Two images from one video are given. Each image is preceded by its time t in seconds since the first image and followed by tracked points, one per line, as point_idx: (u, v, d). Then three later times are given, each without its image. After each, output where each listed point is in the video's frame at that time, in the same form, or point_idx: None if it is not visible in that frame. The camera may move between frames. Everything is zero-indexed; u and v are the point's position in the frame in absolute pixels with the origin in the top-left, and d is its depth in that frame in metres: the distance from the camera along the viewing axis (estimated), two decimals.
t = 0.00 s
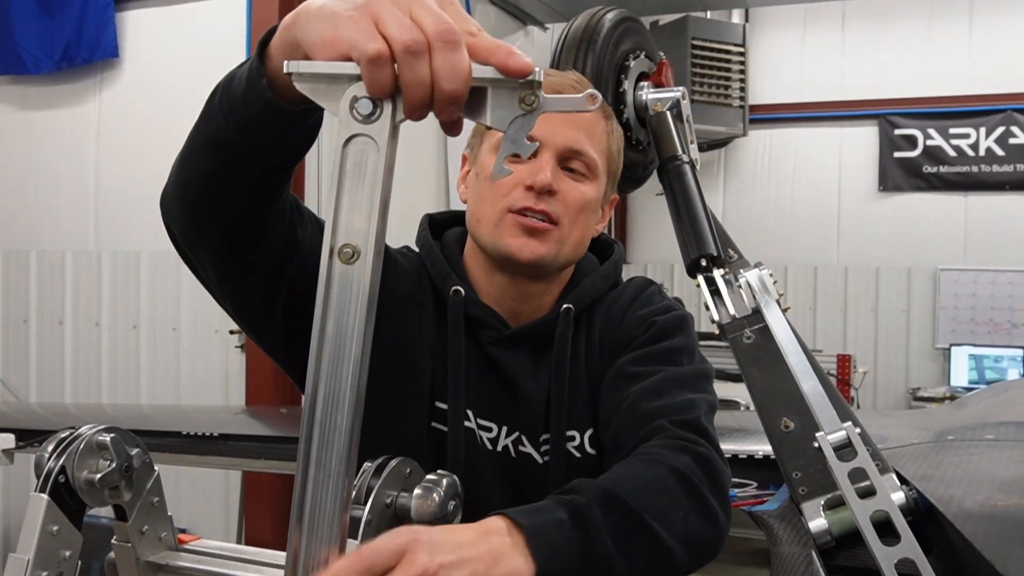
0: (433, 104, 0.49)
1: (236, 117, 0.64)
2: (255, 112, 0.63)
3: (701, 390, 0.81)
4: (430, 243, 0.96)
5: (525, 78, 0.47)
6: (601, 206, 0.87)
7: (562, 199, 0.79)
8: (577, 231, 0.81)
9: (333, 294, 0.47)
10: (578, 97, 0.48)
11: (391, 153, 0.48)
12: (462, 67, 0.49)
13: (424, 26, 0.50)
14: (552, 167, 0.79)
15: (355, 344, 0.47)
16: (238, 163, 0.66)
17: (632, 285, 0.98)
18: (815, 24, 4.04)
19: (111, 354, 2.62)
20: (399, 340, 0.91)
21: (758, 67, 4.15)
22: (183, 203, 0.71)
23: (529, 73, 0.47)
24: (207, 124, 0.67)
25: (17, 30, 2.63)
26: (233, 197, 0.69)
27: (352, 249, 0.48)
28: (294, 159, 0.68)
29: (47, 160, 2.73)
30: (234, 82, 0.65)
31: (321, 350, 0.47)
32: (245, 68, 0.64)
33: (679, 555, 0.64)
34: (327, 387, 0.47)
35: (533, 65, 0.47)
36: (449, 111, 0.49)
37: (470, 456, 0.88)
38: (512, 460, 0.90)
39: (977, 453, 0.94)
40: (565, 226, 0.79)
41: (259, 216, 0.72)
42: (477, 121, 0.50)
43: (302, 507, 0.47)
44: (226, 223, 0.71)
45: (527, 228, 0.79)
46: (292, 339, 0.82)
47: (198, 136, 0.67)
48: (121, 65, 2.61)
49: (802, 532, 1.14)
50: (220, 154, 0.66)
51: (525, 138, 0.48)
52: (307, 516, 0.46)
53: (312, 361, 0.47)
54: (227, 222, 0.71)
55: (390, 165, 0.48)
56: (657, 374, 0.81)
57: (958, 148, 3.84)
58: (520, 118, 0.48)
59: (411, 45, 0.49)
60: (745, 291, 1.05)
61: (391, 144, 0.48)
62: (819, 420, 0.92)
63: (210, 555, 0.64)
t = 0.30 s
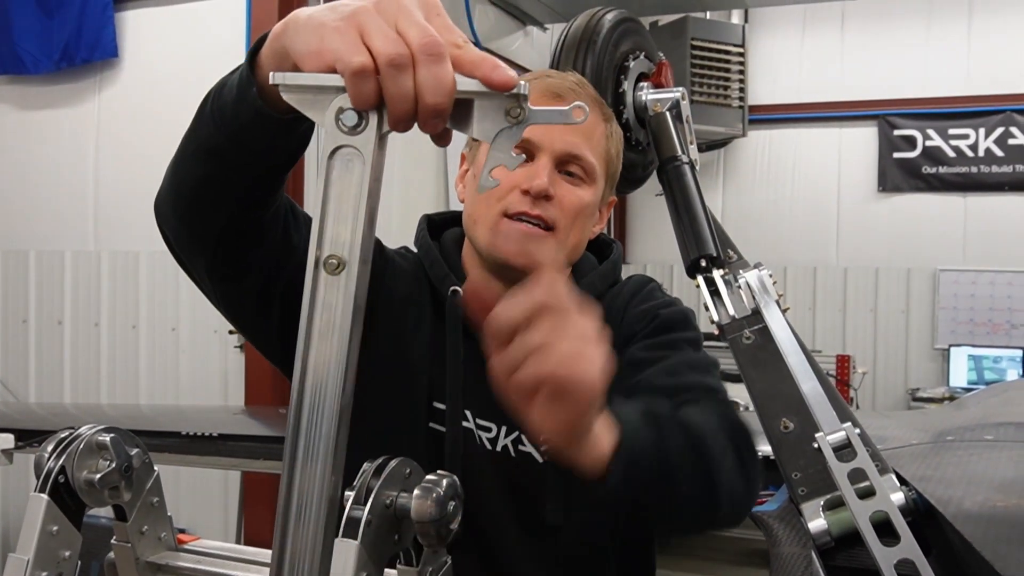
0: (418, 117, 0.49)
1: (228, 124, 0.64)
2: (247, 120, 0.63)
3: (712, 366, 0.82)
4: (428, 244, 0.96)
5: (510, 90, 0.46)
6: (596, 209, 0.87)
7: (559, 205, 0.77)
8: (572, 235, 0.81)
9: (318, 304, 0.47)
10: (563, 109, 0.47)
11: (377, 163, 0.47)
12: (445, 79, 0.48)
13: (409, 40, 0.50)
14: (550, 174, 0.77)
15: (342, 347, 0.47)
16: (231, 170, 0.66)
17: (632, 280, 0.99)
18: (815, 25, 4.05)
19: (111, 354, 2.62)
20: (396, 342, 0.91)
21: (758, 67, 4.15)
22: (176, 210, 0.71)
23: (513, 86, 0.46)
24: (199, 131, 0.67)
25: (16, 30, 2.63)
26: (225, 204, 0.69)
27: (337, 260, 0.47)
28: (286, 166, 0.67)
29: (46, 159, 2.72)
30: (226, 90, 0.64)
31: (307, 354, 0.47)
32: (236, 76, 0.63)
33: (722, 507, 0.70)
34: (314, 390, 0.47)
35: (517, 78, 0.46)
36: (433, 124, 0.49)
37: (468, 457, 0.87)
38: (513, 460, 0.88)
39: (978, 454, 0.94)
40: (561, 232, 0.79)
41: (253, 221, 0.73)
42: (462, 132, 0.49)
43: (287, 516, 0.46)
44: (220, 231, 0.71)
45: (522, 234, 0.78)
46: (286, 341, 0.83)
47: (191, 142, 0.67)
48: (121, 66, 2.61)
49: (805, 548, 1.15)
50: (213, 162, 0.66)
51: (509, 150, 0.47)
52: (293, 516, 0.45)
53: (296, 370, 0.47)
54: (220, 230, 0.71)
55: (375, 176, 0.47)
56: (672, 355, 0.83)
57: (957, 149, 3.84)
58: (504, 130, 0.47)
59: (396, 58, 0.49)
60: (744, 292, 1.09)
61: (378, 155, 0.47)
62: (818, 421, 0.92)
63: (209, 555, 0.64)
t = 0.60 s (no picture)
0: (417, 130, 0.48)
1: (228, 132, 0.64)
2: (248, 129, 0.63)
3: (720, 344, 0.87)
4: (430, 247, 0.97)
5: (510, 103, 0.46)
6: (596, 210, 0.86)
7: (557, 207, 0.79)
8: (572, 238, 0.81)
9: (317, 314, 0.47)
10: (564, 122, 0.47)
11: (379, 176, 0.48)
12: (444, 91, 0.48)
13: (409, 51, 0.49)
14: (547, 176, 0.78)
15: (342, 351, 0.47)
16: (232, 177, 0.66)
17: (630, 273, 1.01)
18: (816, 25, 4.04)
19: (112, 354, 2.62)
20: (399, 345, 0.91)
21: (758, 67, 4.15)
22: (177, 214, 0.71)
23: (513, 98, 0.46)
24: (202, 137, 0.67)
25: (17, 30, 2.63)
26: (226, 208, 0.69)
27: (337, 271, 0.47)
28: (287, 172, 0.67)
29: (47, 160, 2.73)
30: (227, 97, 0.64)
31: (308, 356, 0.47)
32: (238, 84, 0.63)
33: (766, 468, 0.77)
34: (314, 393, 0.47)
35: (516, 91, 0.46)
36: (432, 137, 0.48)
37: (472, 457, 0.87)
38: (517, 459, 0.88)
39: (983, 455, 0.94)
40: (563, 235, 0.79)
41: (254, 226, 0.73)
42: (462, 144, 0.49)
43: (286, 518, 0.46)
44: (221, 236, 0.71)
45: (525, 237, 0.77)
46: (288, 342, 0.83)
47: (192, 149, 0.67)
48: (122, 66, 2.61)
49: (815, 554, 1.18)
50: (215, 169, 0.66)
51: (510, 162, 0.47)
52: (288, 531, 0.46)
53: (297, 372, 0.47)
54: (221, 235, 0.71)
55: (375, 186, 0.47)
56: (677, 337, 0.86)
57: (958, 149, 3.84)
58: (505, 142, 0.47)
59: (394, 70, 0.48)
60: (747, 292, 1.24)
61: (380, 167, 0.48)
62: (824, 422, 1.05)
63: (212, 556, 0.64)
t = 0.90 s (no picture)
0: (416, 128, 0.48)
1: (231, 134, 0.64)
2: (250, 131, 0.63)
3: (721, 343, 0.87)
4: (432, 247, 0.97)
5: (510, 100, 0.46)
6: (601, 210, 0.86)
7: (562, 207, 0.79)
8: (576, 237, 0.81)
9: (318, 315, 0.47)
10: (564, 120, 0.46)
11: (378, 175, 0.48)
12: (444, 90, 0.48)
13: (409, 51, 0.49)
14: (552, 176, 0.78)
15: (344, 354, 0.47)
16: (234, 178, 0.66)
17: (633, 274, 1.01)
18: (817, 25, 4.04)
19: (114, 355, 2.62)
20: (401, 346, 0.91)
21: (759, 68, 4.15)
22: (179, 217, 0.71)
23: (512, 96, 0.46)
24: (205, 139, 0.67)
25: (18, 31, 2.63)
26: (229, 211, 0.69)
27: (337, 272, 0.47)
28: (288, 174, 0.67)
29: (50, 160, 2.73)
30: (229, 100, 0.64)
31: (308, 357, 0.47)
32: (240, 86, 0.63)
33: (764, 468, 0.77)
34: (316, 396, 0.47)
35: (516, 89, 0.46)
36: (431, 135, 0.48)
37: (473, 458, 0.87)
38: (520, 460, 0.88)
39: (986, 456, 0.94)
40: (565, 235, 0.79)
41: (257, 229, 0.73)
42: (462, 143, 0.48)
43: (286, 518, 0.46)
44: (224, 239, 0.72)
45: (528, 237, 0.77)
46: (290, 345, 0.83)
47: (195, 151, 0.68)
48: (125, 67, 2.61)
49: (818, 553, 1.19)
50: (218, 171, 0.66)
51: (510, 160, 0.46)
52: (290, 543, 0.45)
53: (297, 372, 0.47)
54: (223, 239, 0.72)
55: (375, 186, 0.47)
56: (679, 337, 0.86)
57: (960, 148, 3.84)
58: (505, 140, 0.46)
59: (393, 70, 0.48)
60: (749, 292, 1.24)
61: (380, 167, 0.48)
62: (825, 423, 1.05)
63: (215, 557, 0.64)
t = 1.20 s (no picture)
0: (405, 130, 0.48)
1: (226, 136, 0.64)
2: (244, 133, 0.63)
3: (721, 343, 0.87)
4: (431, 248, 0.97)
5: (499, 102, 0.46)
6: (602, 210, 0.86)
7: (564, 207, 0.79)
8: (577, 236, 0.81)
9: (310, 317, 0.47)
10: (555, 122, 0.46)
11: (367, 177, 0.48)
12: (432, 91, 0.47)
13: (397, 52, 0.49)
14: (554, 175, 0.78)
15: (337, 355, 0.47)
16: (230, 180, 0.66)
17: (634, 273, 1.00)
18: (817, 25, 4.04)
19: (114, 354, 2.62)
20: (400, 347, 0.91)
21: (759, 68, 4.15)
22: (177, 219, 0.71)
23: (501, 98, 0.46)
24: (201, 141, 0.67)
25: (18, 31, 2.63)
26: (225, 213, 0.69)
27: (328, 273, 0.47)
28: (284, 176, 0.67)
29: (49, 160, 2.73)
30: (224, 102, 0.64)
31: (300, 357, 0.47)
32: (235, 88, 0.63)
33: (763, 468, 0.77)
34: (312, 397, 0.47)
35: (504, 91, 0.46)
36: (420, 137, 0.48)
37: (473, 459, 0.87)
38: (519, 460, 0.88)
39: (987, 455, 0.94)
40: (566, 234, 0.79)
41: (253, 232, 0.73)
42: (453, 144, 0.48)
43: (277, 519, 0.46)
44: (221, 242, 0.72)
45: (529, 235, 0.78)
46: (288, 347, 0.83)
47: (191, 153, 0.68)
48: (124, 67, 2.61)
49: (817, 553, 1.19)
50: (214, 173, 0.66)
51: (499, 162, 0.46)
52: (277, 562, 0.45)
53: (288, 373, 0.47)
54: (220, 242, 0.72)
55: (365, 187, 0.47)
56: (679, 337, 0.85)
57: (960, 148, 3.84)
58: (495, 142, 0.46)
59: (381, 71, 0.48)
60: (749, 292, 1.24)
61: (368, 168, 0.48)
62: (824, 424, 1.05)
63: (215, 558, 0.64)
